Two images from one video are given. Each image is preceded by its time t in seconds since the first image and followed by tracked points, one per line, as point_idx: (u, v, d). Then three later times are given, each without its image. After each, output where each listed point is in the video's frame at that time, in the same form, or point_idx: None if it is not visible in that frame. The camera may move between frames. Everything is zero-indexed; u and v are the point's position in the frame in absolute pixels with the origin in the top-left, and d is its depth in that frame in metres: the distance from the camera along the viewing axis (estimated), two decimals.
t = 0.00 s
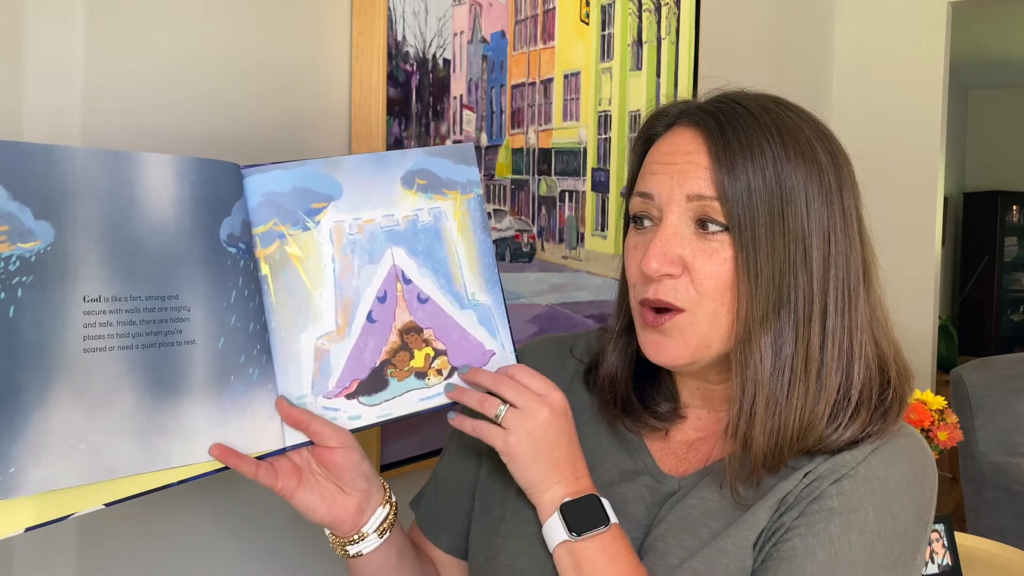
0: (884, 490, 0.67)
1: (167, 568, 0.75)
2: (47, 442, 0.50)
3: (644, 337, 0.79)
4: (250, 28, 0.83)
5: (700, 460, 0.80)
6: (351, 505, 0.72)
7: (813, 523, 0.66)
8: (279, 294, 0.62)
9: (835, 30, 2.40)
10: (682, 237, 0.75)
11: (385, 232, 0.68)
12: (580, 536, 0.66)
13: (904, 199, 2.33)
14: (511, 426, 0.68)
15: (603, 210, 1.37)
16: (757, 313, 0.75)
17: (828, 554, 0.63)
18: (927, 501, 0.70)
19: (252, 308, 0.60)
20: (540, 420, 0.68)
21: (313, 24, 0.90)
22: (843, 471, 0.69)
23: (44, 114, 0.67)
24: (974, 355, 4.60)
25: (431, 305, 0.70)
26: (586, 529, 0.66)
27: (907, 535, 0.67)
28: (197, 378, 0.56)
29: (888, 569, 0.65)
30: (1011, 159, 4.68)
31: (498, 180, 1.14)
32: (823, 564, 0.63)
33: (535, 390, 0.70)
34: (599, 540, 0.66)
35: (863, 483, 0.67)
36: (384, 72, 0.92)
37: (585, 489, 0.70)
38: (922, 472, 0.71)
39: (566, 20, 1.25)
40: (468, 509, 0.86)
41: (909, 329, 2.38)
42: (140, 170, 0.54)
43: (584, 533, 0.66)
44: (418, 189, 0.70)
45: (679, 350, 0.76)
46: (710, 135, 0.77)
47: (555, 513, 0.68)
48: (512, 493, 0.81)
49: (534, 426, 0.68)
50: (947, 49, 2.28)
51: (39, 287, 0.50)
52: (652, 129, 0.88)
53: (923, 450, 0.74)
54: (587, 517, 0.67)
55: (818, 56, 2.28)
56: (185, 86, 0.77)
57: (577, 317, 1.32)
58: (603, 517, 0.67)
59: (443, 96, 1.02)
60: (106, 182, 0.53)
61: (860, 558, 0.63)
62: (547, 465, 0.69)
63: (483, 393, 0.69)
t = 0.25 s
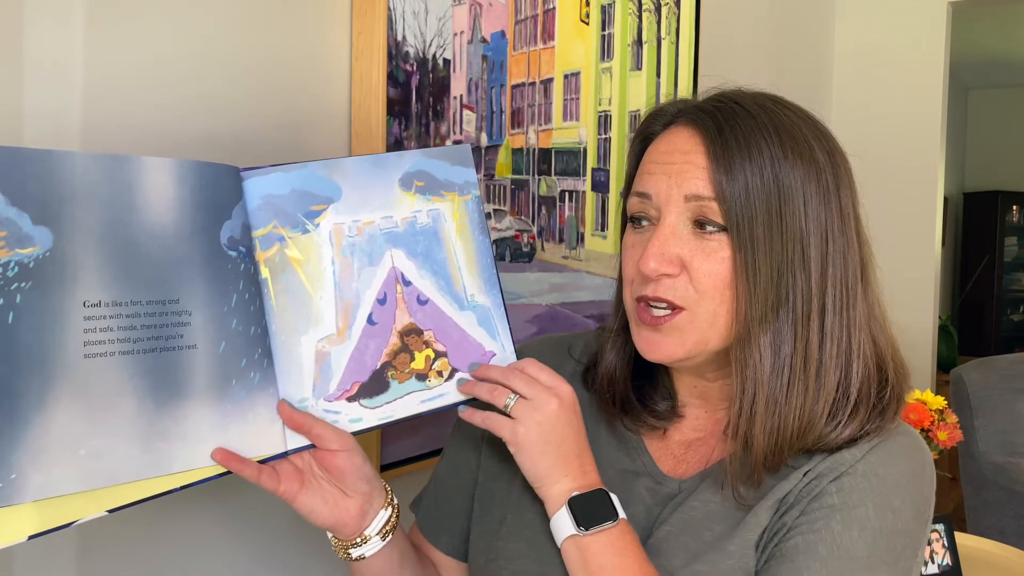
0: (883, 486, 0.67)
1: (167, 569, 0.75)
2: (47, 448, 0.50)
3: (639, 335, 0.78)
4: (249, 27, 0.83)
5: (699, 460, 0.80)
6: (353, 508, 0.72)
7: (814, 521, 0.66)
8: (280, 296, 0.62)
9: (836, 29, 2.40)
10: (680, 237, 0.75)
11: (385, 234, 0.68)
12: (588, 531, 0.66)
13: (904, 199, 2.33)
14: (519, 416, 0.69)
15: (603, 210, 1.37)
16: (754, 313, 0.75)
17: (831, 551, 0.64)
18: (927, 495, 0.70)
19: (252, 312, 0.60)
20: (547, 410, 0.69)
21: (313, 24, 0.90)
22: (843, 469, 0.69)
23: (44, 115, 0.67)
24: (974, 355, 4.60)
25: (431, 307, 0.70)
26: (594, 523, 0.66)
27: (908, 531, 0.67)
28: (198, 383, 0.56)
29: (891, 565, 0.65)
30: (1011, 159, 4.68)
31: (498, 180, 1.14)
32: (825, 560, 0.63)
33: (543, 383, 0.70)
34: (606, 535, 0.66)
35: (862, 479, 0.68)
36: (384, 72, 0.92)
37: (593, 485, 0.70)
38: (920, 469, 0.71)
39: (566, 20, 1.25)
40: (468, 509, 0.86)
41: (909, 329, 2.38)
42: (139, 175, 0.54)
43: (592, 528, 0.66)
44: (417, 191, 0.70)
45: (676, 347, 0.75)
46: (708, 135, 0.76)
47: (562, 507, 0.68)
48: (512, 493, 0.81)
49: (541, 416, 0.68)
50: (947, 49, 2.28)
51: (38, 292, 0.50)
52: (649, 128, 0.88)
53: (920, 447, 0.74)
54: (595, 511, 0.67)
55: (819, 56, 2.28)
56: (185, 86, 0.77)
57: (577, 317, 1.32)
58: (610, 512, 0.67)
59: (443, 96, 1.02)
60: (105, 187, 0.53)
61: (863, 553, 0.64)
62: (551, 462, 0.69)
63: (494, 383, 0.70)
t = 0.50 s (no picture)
0: (886, 485, 0.68)
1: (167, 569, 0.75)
2: (56, 447, 0.50)
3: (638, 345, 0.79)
4: (249, 26, 0.83)
5: (698, 460, 0.80)
6: (356, 508, 0.72)
7: (822, 521, 0.66)
8: (283, 296, 0.62)
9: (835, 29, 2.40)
10: (673, 254, 0.75)
11: (388, 235, 0.68)
12: (602, 531, 0.65)
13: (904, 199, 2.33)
14: (531, 415, 0.69)
15: (603, 210, 1.37)
16: (749, 325, 0.75)
17: (840, 549, 0.64)
18: (926, 492, 0.70)
19: (257, 312, 0.60)
20: (559, 412, 0.69)
21: (313, 24, 0.90)
22: (847, 469, 0.69)
23: (44, 114, 0.67)
24: (974, 355, 4.60)
25: (433, 307, 0.70)
26: (609, 523, 0.66)
27: (912, 529, 0.67)
28: (204, 382, 0.56)
29: (898, 564, 0.65)
30: (1011, 159, 4.68)
31: (498, 180, 1.14)
32: (835, 558, 0.63)
33: (551, 383, 0.71)
34: (620, 535, 0.65)
35: (865, 478, 0.68)
36: (384, 72, 0.92)
37: (607, 484, 0.69)
38: (918, 466, 0.71)
39: (566, 20, 1.25)
40: (466, 508, 0.86)
41: (909, 329, 2.38)
42: (149, 174, 0.54)
43: (606, 528, 0.65)
44: (420, 192, 0.70)
45: (677, 360, 0.76)
46: (694, 149, 0.75)
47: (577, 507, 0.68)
48: (513, 493, 0.81)
49: (553, 417, 0.68)
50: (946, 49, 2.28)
51: (49, 291, 0.50)
52: (638, 135, 0.87)
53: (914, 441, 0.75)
54: (610, 510, 0.66)
55: (818, 56, 2.28)
56: (185, 86, 0.77)
57: (577, 317, 1.32)
58: (625, 512, 0.66)
59: (443, 96, 1.02)
60: (116, 186, 0.53)
61: (871, 551, 0.64)
62: (563, 462, 0.68)
63: (504, 390, 0.70)
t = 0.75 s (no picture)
0: (887, 483, 0.68)
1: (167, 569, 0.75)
2: (56, 447, 0.50)
3: (638, 343, 0.79)
4: (249, 26, 0.83)
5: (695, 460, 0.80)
6: (356, 507, 0.72)
7: (825, 519, 0.66)
8: (282, 297, 0.62)
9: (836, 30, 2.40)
10: (670, 245, 0.75)
11: (386, 235, 0.68)
12: (613, 526, 0.65)
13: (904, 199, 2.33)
14: (540, 412, 0.69)
15: (603, 210, 1.37)
16: (741, 318, 0.75)
17: (843, 547, 0.64)
18: (925, 490, 0.71)
19: (256, 312, 0.60)
20: (570, 405, 0.69)
21: (313, 25, 0.90)
22: (847, 468, 0.69)
23: (44, 114, 0.67)
24: (974, 355, 4.60)
25: (431, 307, 0.70)
26: (619, 519, 0.65)
27: (913, 525, 0.67)
28: (204, 382, 0.56)
29: (901, 560, 0.65)
30: (1011, 159, 4.68)
31: (498, 180, 1.14)
32: (838, 556, 0.64)
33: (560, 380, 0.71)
34: (630, 531, 0.65)
35: (866, 477, 0.68)
36: (384, 72, 0.92)
37: (617, 479, 0.69)
38: (917, 466, 0.71)
39: (566, 20, 1.25)
40: (465, 507, 0.86)
41: (909, 329, 2.38)
42: (149, 174, 0.54)
43: (617, 524, 0.65)
44: (419, 192, 0.70)
45: (674, 357, 0.76)
46: (694, 141, 0.76)
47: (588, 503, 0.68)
48: (512, 492, 0.81)
49: (563, 410, 0.69)
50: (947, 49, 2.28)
51: (49, 291, 0.50)
52: (639, 129, 0.87)
53: (913, 442, 0.74)
54: (620, 506, 0.66)
55: (818, 56, 2.28)
56: (185, 85, 0.77)
57: (577, 317, 1.32)
58: (635, 507, 0.66)
59: (443, 96, 1.02)
60: (116, 186, 0.53)
61: (874, 548, 0.64)
62: (572, 457, 0.69)
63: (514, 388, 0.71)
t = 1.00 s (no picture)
0: (886, 482, 0.68)
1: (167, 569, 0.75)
2: (57, 449, 0.50)
3: (634, 332, 0.78)
4: (249, 26, 0.83)
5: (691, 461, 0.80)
6: (356, 508, 0.72)
7: (825, 517, 0.66)
8: (283, 298, 0.62)
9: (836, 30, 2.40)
10: (671, 238, 0.75)
11: (388, 236, 0.68)
12: (626, 518, 0.64)
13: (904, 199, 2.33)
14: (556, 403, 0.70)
15: (603, 210, 1.37)
16: (737, 312, 0.75)
17: (844, 544, 0.64)
18: (924, 490, 0.71)
19: (257, 314, 0.60)
20: (587, 398, 0.70)
21: (313, 25, 0.90)
22: (847, 468, 0.69)
23: (44, 115, 0.67)
24: (974, 355, 4.60)
25: (433, 308, 0.70)
26: (633, 512, 0.65)
27: (913, 524, 0.67)
28: (205, 383, 0.56)
29: (902, 558, 0.65)
30: (1011, 159, 4.68)
31: (498, 180, 1.14)
32: (840, 553, 0.64)
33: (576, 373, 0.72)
34: (641, 525, 0.65)
35: (866, 475, 0.68)
36: (383, 72, 0.92)
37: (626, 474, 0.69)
38: (915, 466, 0.71)
39: (566, 20, 1.25)
40: (464, 507, 0.86)
41: (909, 329, 2.38)
42: (150, 175, 0.54)
43: (630, 516, 0.65)
44: (421, 193, 0.70)
45: (667, 345, 0.75)
46: (697, 134, 0.76)
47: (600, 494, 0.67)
48: (512, 493, 0.81)
49: (580, 401, 0.70)
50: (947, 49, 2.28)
51: (50, 293, 0.50)
52: (642, 125, 0.88)
53: (911, 445, 0.74)
54: (633, 499, 0.66)
55: (818, 56, 2.28)
56: (185, 86, 0.77)
57: (577, 317, 1.32)
58: (648, 503, 0.66)
59: (443, 96, 1.02)
60: (117, 187, 0.53)
61: (876, 546, 0.64)
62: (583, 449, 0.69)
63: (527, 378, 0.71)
